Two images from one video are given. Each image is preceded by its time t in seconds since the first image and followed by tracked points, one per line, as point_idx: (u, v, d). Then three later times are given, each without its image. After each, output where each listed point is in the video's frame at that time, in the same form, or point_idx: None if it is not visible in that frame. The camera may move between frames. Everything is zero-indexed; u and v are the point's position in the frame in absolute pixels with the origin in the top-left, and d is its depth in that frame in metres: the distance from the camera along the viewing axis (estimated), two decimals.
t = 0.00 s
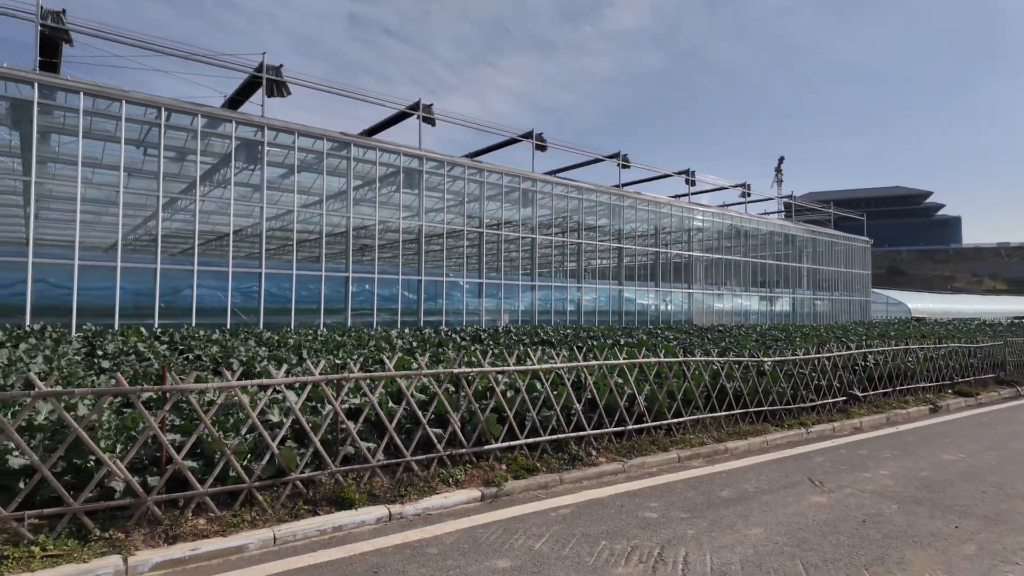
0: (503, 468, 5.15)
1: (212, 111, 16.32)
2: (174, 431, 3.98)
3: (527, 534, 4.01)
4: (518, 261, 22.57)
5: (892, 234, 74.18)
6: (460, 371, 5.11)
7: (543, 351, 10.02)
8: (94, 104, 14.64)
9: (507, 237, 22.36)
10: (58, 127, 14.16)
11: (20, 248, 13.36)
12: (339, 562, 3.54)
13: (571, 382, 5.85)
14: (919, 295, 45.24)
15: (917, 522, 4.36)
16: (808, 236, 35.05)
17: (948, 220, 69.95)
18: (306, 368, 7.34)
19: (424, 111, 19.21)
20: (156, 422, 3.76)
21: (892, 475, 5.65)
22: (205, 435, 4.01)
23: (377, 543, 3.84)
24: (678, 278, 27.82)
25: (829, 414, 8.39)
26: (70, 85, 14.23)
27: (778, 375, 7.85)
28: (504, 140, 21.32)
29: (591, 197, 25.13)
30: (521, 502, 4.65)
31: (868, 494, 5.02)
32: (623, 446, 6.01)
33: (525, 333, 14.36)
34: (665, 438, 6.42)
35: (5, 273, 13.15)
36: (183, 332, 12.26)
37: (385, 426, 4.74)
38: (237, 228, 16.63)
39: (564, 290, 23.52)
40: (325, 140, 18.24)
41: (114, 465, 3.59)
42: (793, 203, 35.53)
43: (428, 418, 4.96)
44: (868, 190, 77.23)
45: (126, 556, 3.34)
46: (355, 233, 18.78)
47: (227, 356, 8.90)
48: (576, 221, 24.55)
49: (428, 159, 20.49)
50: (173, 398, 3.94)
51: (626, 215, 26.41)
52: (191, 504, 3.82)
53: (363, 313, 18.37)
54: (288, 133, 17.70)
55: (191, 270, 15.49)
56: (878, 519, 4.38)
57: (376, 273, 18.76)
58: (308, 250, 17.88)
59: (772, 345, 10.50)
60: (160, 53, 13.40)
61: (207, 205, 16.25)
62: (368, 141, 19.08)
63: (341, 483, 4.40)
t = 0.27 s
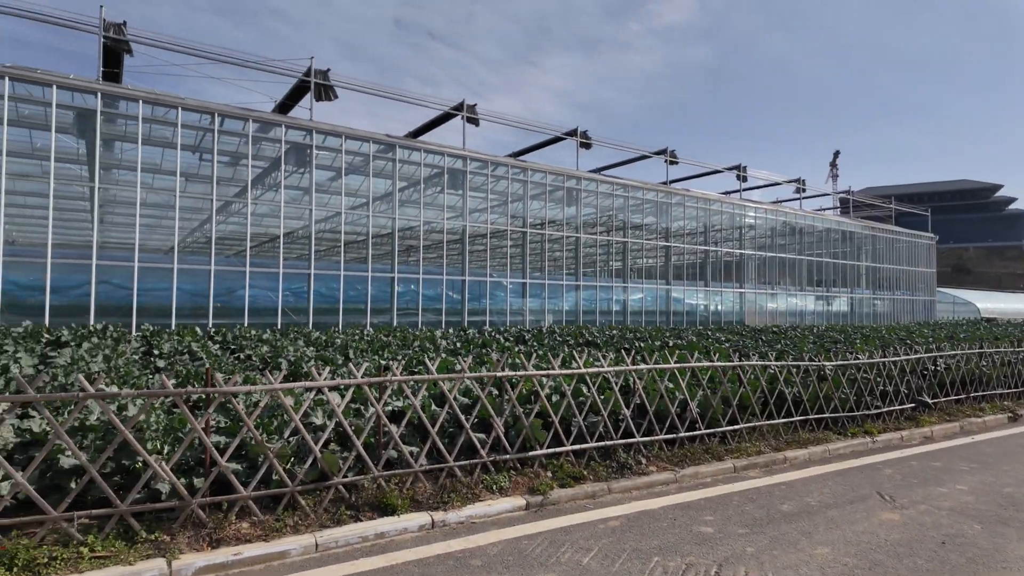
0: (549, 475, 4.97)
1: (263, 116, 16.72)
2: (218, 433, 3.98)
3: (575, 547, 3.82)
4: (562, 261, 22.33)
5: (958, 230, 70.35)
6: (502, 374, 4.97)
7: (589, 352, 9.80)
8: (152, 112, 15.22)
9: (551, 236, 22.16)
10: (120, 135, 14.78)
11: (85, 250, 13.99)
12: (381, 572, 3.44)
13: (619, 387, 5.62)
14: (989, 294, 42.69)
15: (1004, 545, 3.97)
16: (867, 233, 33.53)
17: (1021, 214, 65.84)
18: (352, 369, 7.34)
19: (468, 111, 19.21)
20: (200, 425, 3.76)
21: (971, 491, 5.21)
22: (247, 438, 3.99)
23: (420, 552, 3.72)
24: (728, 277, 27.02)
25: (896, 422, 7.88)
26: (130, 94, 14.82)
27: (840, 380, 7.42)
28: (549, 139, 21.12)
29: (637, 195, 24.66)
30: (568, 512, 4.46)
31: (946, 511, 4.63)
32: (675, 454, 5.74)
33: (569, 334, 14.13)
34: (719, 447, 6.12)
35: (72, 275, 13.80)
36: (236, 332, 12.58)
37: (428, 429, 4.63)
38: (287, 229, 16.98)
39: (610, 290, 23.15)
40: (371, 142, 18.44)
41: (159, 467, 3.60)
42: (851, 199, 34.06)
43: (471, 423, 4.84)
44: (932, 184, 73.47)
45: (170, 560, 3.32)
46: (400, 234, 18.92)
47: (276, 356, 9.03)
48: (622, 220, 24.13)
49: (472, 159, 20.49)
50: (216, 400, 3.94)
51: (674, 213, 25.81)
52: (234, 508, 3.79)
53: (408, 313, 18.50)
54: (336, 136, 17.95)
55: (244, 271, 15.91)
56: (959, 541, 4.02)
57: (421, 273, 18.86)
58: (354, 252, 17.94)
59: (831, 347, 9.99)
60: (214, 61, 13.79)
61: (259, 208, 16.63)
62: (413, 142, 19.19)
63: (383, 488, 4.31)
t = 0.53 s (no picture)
0: (592, 481, 4.79)
1: (309, 119, 17.01)
2: (257, 432, 3.97)
3: (620, 558, 3.63)
4: (605, 260, 22.01)
5: None
6: (544, 374, 4.82)
7: (634, 352, 9.54)
8: (203, 116, 15.65)
9: (594, 235, 21.86)
10: (173, 140, 15.27)
11: (141, 252, 14.51)
12: None
13: (666, 389, 5.39)
14: None
15: None
16: (928, 228, 31.90)
17: None
18: (394, 368, 7.30)
19: (509, 109, 19.11)
20: (237, 425, 3.72)
21: None
22: (285, 438, 3.94)
23: (458, 558, 3.60)
24: (778, 276, 26.13)
25: (968, 428, 7.36)
26: (182, 100, 15.28)
27: (905, 383, 6.96)
28: (591, 135, 20.83)
29: (682, 191, 24.07)
30: (614, 520, 4.27)
31: None
32: (726, 460, 5.47)
33: (613, 333, 13.85)
34: (774, 453, 5.81)
35: (130, 276, 14.33)
36: (282, 331, 12.81)
37: (467, 429, 4.51)
38: (333, 231, 17.22)
39: (655, 289, 22.69)
40: (413, 142, 18.53)
41: (198, 467, 3.59)
42: (910, 192, 32.47)
43: (511, 424, 4.69)
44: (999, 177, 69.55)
45: (208, 560, 3.30)
46: (441, 234, 18.96)
47: (320, 354, 9.09)
48: (667, 217, 23.60)
49: (513, 158, 20.37)
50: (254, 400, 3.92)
51: (721, 210, 25.08)
52: (272, 508, 3.75)
53: (450, 313, 18.53)
54: (379, 137, 18.09)
55: (291, 271, 16.23)
56: None
57: (463, 272, 18.86)
58: (396, 252, 18.05)
59: (893, 348, 9.45)
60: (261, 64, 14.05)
61: (306, 210, 16.92)
62: (455, 142, 19.19)
63: (422, 491, 4.21)
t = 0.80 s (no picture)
0: (640, 491, 4.56)
1: (358, 122, 17.27)
2: (296, 435, 3.94)
3: None
4: (655, 259, 21.53)
5: None
6: (588, 378, 4.65)
7: (686, 355, 9.22)
8: (257, 122, 16.07)
9: (643, 233, 21.42)
10: (229, 146, 15.76)
11: (199, 254, 15.04)
12: None
13: (719, 394, 5.13)
14: None
15: None
16: (1005, 222, 29.89)
17: None
18: (438, 370, 7.23)
19: (555, 106, 18.92)
20: (276, 428, 3.69)
21: None
22: (324, 441, 3.89)
23: (498, 570, 3.46)
24: (839, 274, 24.98)
25: None
26: (236, 106, 15.69)
27: (985, 390, 6.43)
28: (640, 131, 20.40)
29: (736, 187, 23.29)
30: (663, 534, 4.04)
31: None
32: (785, 471, 5.14)
33: (663, 335, 13.48)
34: (838, 464, 5.43)
35: (189, 278, 14.89)
36: (332, 331, 13.03)
37: (508, 434, 4.37)
38: (381, 233, 17.42)
39: (707, 289, 22.04)
40: (459, 143, 18.55)
41: (238, 470, 3.58)
42: (985, 184, 30.50)
43: (554, 431, 4.53)
44: None
45: (246, 565, 3.26)
46: (487, 234, 18.92)
47: (366, 355, 9.14)
48: (720, 214, 22.87)
49: (559, 156, 20.14)
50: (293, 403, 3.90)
51: (778, 205, 24.13)
52: (310, 513, 3.70)
53: (496, 313, 18.47)
54: (426, 139, 18.19)
55: (341, 272, 16.51)
56: None
57: (509, 272, 18.78)
58: (442, 253, 18.08)
59: (969, 351, 8.79)
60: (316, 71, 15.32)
61: (355, 213, 17.17)
62: (501, 141, 19.11)
63: (461, 498, 4.09)
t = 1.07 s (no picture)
0: (705, 508, 4.29)
1: (417, 126, 17.47)
2: (348, 442, 3.91)
3: None
4: (720, 258, 20.81)
5: None
6: (647, 387, 4.42)
7: (755, 360, 8.78)
8: (321, 129, 16.51)
9: (708, 231, 20.72)
10: (294, 153, 16.26)
11: (267, 258, 15.61)
12: None
13: (791, 405, 4.79)
14: None
15: None
16: None
17: None
18: (493, 374, 7.13)
19: (614, 103, 18.55)
20: (328, 435, 3.67)
21: None
22: (376, 448, 3.85)
23: None
24: (923, 273, 23.65)
25: None
26: (300, 114, 16.16)
27: None
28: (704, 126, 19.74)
29: (807, 181, 22.16)
30: (732, 555, 3.76)
31: None
32: (866, 490, 4.74)
33: (729, 337, 12.93)
34: (928, 482, 4.97)
35: (258, 280, 15.46)
36: (392, 332, 13.22)
37: (563, 444, 4.21)
38: (439, 236, 17.57)
39: (776, 289, 21.08)
40: (516, 143, 18.46)
41: (290, 477, 3.57)
42: None
43: (612, 442, 4.32)
44: None
45: (296, 573, 3.23)
46: (544, 235, 18.76)
47: (423, 357, 9.17)
48: (789, 210, 21.81)
49: (619, 154, 19.73)
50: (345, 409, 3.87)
51: (853, 200, 22.80)
52: (361, 521, 3.65)
53: (554, 314, 18.28)
54: (483, 141, 18.21)
55: (401, 274, 16.76)
56: None
57: (567, 273, 18.56)
58: (500, 254, 18.08)
59: None
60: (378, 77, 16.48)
61: (415, 215, 17.38)
62: (558, 141, 18.90)
63: (515, 510, 3.94)
